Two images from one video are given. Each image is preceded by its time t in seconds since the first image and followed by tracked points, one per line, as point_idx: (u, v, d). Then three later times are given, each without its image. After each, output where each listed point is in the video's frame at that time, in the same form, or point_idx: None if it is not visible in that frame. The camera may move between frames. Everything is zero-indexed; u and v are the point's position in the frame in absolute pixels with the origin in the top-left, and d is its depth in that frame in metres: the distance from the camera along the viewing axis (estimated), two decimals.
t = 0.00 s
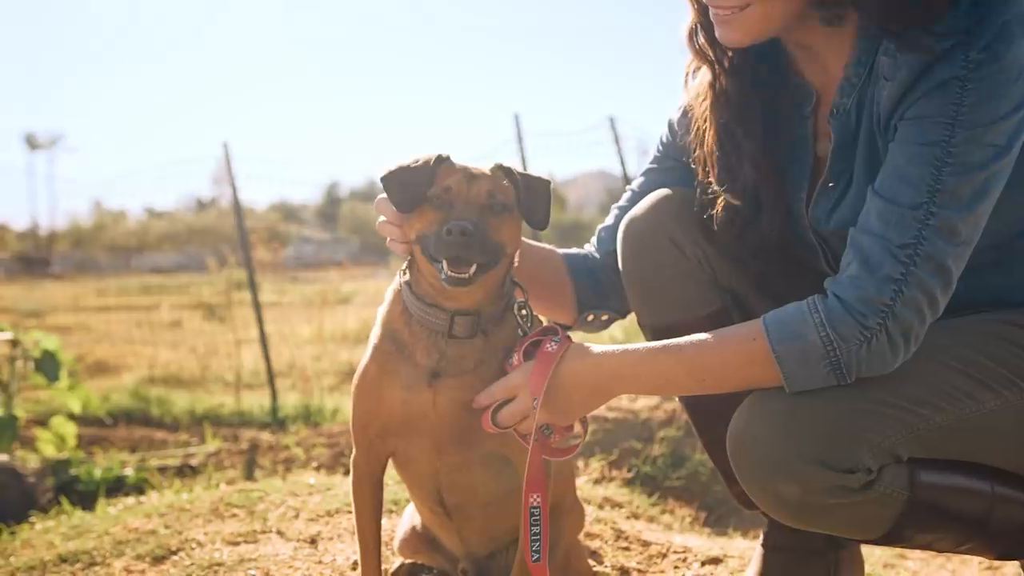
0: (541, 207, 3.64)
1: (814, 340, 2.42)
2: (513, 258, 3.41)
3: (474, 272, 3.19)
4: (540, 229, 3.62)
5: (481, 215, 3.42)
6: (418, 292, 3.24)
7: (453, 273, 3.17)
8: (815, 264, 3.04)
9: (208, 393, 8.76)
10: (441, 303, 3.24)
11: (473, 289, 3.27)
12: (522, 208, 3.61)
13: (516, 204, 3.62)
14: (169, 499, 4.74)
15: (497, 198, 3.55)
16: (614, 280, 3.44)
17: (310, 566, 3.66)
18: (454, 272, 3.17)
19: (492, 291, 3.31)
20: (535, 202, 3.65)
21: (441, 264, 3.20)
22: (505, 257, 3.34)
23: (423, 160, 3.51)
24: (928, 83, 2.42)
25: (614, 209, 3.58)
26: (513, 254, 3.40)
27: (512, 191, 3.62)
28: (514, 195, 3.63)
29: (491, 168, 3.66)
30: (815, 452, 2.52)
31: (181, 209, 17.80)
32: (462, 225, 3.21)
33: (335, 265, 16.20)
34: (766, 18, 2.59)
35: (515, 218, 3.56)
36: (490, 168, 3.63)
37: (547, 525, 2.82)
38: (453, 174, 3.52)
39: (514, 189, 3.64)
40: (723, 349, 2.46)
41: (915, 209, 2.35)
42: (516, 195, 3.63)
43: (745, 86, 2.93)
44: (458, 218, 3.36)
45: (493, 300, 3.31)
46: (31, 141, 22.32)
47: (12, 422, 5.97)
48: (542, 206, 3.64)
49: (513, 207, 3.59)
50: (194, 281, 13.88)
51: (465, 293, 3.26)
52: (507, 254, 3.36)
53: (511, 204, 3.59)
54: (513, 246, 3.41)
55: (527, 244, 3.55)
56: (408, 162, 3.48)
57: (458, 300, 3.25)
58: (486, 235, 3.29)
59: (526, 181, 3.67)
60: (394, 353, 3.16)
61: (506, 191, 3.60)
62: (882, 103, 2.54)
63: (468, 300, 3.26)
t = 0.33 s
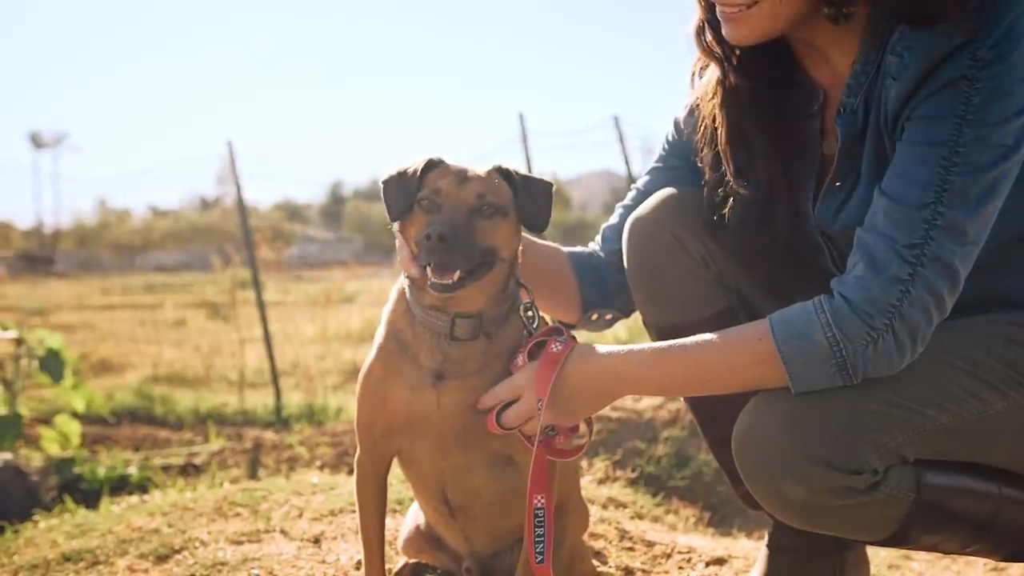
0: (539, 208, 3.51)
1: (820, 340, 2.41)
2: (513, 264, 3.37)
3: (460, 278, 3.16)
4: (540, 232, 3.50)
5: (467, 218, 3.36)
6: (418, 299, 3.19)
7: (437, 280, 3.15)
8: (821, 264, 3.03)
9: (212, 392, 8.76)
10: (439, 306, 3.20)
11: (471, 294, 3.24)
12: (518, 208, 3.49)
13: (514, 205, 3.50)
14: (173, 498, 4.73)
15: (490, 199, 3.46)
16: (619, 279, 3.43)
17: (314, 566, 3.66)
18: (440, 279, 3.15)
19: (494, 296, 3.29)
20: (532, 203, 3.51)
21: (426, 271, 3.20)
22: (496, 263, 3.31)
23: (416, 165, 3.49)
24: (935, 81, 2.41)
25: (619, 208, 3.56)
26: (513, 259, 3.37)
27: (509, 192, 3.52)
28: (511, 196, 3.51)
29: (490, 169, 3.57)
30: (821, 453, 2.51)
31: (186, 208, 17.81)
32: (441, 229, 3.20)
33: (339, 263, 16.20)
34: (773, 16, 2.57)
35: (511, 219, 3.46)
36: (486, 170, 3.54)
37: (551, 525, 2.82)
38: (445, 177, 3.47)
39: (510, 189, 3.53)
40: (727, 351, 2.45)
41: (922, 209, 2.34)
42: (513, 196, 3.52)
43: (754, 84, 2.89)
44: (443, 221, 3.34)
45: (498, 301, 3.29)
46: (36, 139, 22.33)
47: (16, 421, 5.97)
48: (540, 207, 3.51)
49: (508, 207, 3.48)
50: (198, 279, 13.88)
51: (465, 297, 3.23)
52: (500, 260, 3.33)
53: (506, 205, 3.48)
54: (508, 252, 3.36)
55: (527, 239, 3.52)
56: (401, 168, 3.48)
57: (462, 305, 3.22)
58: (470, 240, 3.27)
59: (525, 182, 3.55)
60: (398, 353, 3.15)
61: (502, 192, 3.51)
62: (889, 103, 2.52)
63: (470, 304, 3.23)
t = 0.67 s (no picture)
0: (526, 223, 3.33)
1: (818, 353, 2.40)
2: (499, 278, 3.28)
3: (433, 291, 3.12)
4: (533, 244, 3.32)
5: (443, 234, 3.22)
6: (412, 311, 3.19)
7: (413, 293, 3.13)
8: (819, 276, 3.02)
9: (208, 402, 8.74)
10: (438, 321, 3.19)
11: (461, 308, 3.21)
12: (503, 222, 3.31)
13: (500, 218, 3.33)
14: (168, 509, 4.71)
15: (472, 213, 3.29)
16: (614, 290, 3.43)
17: None
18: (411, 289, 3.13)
19: (491, 308, 3.26)
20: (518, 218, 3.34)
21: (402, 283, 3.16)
22: (478, 278, 3.21)
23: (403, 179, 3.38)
24: (933, 93, 2.41)
25: (615, 219, 3.55)
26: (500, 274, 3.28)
27: (496, 205, 3.35)
28: (497, 209, 3.34)
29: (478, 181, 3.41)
30: (819, 466, 2.50)
31: (182, 216, 17.80)
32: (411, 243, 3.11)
33: (336, 272, 16.18)
34: (770, 27, 2.58)
35: (495, 234, 3.29)
36: (473, 183, 3.38)
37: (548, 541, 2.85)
38: (427, 192, 3.33)
39: (497, 203, 3.36)
40: (726, 365, 2.44)
41: (920, 220, 2.34)
42: (500, 209, 3.35)
43: (751, 95, 2.91)
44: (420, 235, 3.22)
45: (496, 313, 3.28)
46: (33, 147, 22.30)
47: (11, 431, 5.94)
48: (526, 222, 3.33)
49: (492, 222, 3.30)
50: (193, 288, 13.86)
51: (457, 309, 3.21)
52: (485, 274, 3.24)
53: (490, 219, 3.31)
54: (495, 266, 3.26)
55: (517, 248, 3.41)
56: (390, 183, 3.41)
57: (460, 318, 3.21)
58: (446, 253, 3.17)
59: (514, 195, 3.37)
60: (396, 366, 3.14)
61: (488, 205, 3.34)
62: (887, 114, 2.52)
63: (468, 318, 3.22)
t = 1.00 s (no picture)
0: (501, 243, 3.25)
1: (812, 373, 2.40)
2: (480, 301, 3.22)
3: (401, 317, 3.05)
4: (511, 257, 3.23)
5: (412, 260, 3.19)
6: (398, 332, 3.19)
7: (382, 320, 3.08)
8: (813, 295, 3.03)
9: (201, 416, 8.72)
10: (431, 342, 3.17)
11: (443, 332, 3.18)
12: (477, 243, 3.24)
13: (476, 239, 3.27)
14: (161, 526, 4.69)
15: (445, 236, 3.24)
16: (611, 309, 3.41)
17: None
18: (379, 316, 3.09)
19: (481, 327, 3.22)
20: (492, 238, 3.26)
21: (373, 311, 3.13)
22: (452, 302, 3.16)
23: (384, 206, 3.40)
24: (926, 114, 2.42)
25: (611, 238, 3.55)
26: (479, 296, 3.22)
27: (471, 227, 3.29)
28: (473, 230, 3.28)
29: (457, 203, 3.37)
30: (813, 486, 2.50)
31: (176, 229, 17.77)
32: (375, 272, 3.09)
33: (330, 285, 16.17)
34: (763, 48, 2.59)
35: (470, 256, 3.22)
36: (449, 204, 3.35)
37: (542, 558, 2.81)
38: (404, 218, 3.32)
39: (473, 224, 3.30)
40: (719, 386, 2.44)
41: (913, 240, 2.35)
42: (476, 229, 3.29)
43: (744, 115, 2.93)
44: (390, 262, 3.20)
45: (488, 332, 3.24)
46: (27, 161, 22.22)
47: (2, 447, 5.91)
48: (501, 241, 3.25)
49: (466, 243, 3.24)
50: (186, 301, 13.83)
51: (438, 332, 3.18)
52: (461, 298, 3.18)
53: (464, 241, 3.24)
54: (472, 288, 3.21)
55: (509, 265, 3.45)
56: (375, 211, 3.44)
57: (448, 341, 3.19)
58: (413, 279, 3.14)
59: (491, 216, 3.31)
60: (389, 387, 3.13)
61: (462, 227, 3.28)
62: (881, 134, 2.53)
63: (458, 338, 3.19)
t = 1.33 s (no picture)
0: (482, 274, 3.20)
1: (807, 400, 2.40)
2: (464, 331, 3.20)
3: (378, 347, 3.05)
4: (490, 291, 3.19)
5: (392, 290, 3.16)
6: (387, 359, 3.20)
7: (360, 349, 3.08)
8: (809, 322, 3.03)
9: (197, 436, 8.69)
10: (422, 372, 3.18)
11: (428, 361, 3.18)
12: (457, 274, 3.20)
13: (458, 269, 3.23)
14: (155, 549, 4.67)
15: (426, 266, 3.21)
16: (608, 336, 3.42)
17: None
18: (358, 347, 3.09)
19: (467, 356, 3.21)
20: (473, 268, 3.21)
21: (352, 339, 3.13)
22: (433, 333, 3.14)
23: (371, 237, 3.38)
24: (919, 143, 2.44)
25: (608, 264, 3.56)
26: (462, 326, 3.19)
27: (453, 257, 3.25)
28: (455, 260, 3.25)
29: (442, 232, 3.33)
30: (809, 513, 2.49)
31: (173, 247, 17.77)
32: (352, 302, 3.08)
33: (327, 304, 16.16)
34: (756, 78, 2.61)
35: (451, 287, 3.19)
36: (433, 235, 3.31)
37: None
38: (387, 248, 3.30)
39: (456, 253, 3.26)
40: (713, 414, 2.44)
41: (907, 268, 2.36)
42: (458, 259, 3.25)
43: (740, 141, 2.95)
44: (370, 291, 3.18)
45: (479, 360, 3.23)
46: (25, 178, 22.23)
47: None
48: (482, 272, 3.20)
49: (447, 274, 3.21)
50: (183, 319, 13.82)
51: (425, 360, 3.19)
52: (444, 328, 3.17)
53: (446, 272, 3.21)
54: (453, 319, 3.18)
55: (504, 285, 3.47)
56: (363, 241, 3.43)
57: (436, 370, 3.19)
58: (390, 310, 3.11)
59: (474, 246, 3.26)
60: (381, 415, 3.14)
61: (445, 258, 3.25)
62: (875, 162, 2.55)
63: (444, 366, 3.19)
